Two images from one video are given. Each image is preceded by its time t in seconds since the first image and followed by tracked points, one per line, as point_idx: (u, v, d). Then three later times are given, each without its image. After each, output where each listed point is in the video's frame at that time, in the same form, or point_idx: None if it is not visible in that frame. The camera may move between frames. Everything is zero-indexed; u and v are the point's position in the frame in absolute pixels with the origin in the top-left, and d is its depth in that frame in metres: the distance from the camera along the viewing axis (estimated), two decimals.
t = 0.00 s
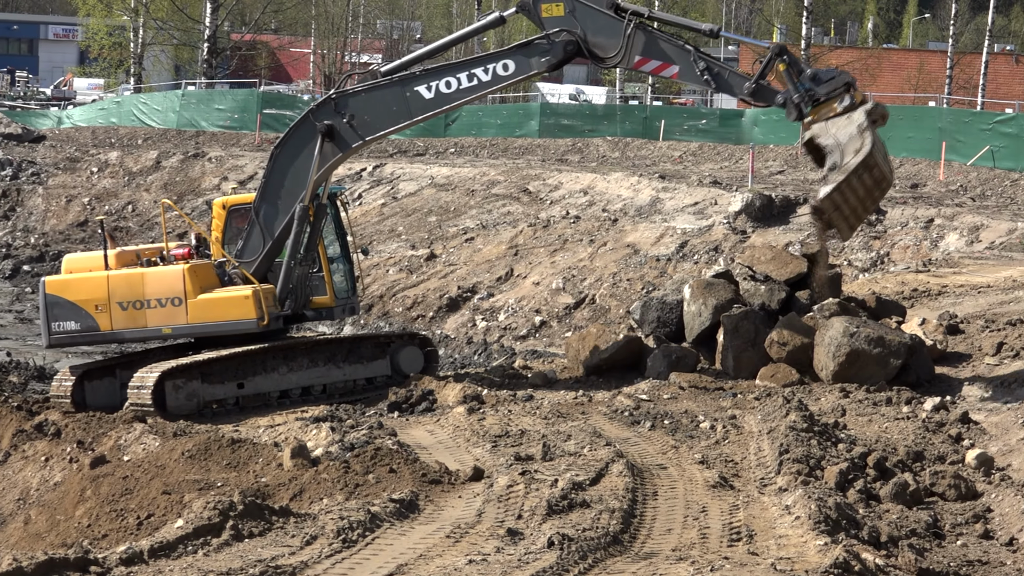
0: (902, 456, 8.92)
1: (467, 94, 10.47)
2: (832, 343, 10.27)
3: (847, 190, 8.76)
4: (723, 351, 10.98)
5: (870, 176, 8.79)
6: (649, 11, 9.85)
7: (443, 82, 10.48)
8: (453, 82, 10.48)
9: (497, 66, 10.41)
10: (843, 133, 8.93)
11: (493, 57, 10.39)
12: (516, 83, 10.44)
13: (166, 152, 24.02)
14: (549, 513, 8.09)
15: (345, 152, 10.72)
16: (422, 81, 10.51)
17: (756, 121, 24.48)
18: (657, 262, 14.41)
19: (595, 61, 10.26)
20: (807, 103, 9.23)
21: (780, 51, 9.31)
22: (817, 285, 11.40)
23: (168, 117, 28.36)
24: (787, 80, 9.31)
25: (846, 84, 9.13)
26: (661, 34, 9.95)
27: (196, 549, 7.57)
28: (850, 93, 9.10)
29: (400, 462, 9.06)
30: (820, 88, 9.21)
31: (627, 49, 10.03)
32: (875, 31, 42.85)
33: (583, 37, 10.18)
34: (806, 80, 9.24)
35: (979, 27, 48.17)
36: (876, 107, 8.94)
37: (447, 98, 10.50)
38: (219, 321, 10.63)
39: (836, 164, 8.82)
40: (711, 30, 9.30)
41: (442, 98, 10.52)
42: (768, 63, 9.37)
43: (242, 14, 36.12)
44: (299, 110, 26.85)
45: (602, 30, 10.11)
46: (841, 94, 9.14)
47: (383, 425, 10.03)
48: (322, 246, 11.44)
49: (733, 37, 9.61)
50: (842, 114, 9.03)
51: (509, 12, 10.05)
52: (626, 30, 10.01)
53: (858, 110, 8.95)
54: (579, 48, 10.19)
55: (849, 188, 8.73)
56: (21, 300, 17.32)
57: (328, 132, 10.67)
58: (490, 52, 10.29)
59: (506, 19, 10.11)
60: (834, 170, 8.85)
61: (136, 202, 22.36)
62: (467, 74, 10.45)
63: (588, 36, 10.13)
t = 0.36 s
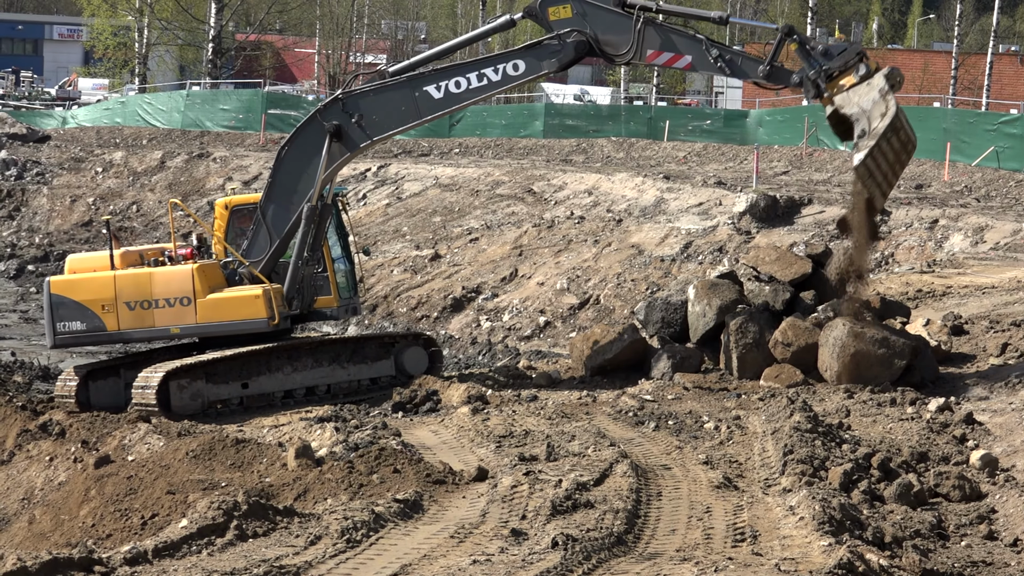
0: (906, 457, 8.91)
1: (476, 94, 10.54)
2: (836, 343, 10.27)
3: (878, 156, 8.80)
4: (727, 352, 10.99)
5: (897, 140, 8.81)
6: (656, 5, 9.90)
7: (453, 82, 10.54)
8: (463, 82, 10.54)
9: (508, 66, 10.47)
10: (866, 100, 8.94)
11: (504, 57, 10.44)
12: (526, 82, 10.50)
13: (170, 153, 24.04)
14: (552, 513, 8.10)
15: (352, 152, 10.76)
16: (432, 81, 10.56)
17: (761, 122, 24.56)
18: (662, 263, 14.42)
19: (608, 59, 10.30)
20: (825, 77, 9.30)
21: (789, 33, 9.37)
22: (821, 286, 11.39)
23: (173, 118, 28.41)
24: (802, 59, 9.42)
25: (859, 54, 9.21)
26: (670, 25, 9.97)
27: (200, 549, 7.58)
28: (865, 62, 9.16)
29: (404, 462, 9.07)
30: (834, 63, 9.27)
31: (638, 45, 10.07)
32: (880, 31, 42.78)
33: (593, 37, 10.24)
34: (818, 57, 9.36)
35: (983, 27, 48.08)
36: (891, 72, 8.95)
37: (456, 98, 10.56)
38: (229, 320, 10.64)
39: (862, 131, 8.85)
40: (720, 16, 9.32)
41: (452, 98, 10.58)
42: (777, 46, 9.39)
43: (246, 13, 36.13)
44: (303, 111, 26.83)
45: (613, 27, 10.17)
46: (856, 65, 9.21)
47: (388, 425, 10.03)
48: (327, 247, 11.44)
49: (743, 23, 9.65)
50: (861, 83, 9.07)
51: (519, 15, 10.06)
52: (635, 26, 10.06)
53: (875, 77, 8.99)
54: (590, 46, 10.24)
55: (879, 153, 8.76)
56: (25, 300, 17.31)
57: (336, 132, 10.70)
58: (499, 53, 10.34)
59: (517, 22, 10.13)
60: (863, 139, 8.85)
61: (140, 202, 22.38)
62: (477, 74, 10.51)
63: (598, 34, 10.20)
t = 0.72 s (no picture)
0: (905, 457, 8.91)
1: (477, 93, 10.55)
2: (835, 343, 10.26)
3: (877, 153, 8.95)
4: (726, 352, 10.98)
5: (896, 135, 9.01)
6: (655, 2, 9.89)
7: (453, 81, 10.54)
8: (463, 81, 10.55)
9: (508, 65, 10.48)
10: (868, 96, 9.08)
11: (504, 56, 10.45)
12: (526, 81, 10.51)
13: (169, 152, 24.04)
14: (551, 513, 8.10)
15: (352, 151, 10.76)
16: (432, 80, 10.57)
17: (760, 122, 24.57)
18: (661, 263, 14.41)
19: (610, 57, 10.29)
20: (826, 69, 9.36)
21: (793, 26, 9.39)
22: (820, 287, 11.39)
23: (172, 117, 28.39)
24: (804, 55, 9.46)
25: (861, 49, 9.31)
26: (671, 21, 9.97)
27: (199, 548, 7.58)
28: (866, 58, 9.28)
29: (403, 462, 9.07)
30: (836, 58, 9.35)
31: (638, 42, 10.06)
32: (879, 32, 42.77)
33: (594, 35, 10.22)
34: (822, 51, 9.37)
35: (983, 28, 48.07)
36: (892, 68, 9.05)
37: (457, 97, 10.58)
38: (230, 319, 10.65)
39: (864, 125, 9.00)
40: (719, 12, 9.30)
41: (452, 96, 10.59)
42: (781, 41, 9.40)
43: (246, 13, 36.10)
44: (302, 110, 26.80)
45: (613, 25, 10.16)
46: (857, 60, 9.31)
47: (387, 425, 10.03)
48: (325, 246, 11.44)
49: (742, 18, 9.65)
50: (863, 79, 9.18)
51: (520, 15, 10.03)
52: (635, 23, 10.06)
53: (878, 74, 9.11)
54: (591, 45, 10.24)
55: (878, 150, 8.94)
56: (24, 299, 17.29)
57: (336, 132, 10.69)
58: (501, 52, 10.35)
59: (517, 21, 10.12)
60: (863, 135, 8.99)
61: (139, 202, 22.37)
62: (478, 73, 10.52)
63: (599, 32, 10.19)
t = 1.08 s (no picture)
0: (901, 457, 8.93)
1: (474, 93, 10.52)
2: (832, 344, 10.25)
3: (851, 180, 8.88)
4: (723, 352, 10.97)
5: (874, 167, 8.85)
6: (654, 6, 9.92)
7: (450, 82, 10.52)
8: (461, 82, 10.53)
9: (506, 66, 10.46)
10: (855, 121, 9.12)
11: (501, 57, 10.44)
12: (524, 82, 10.50)
13: (166, 151, 24.03)
14: (547, 513, 8.10)
15: (349, 151, 10.76)
16: (429, 81, 10.55)
17: (757, 122, 24.59)
18: (658, 263, 14.39)
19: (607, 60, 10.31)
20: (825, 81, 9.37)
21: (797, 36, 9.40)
22: (818, 287, 11.39)
23: (169, 116, 28.36)
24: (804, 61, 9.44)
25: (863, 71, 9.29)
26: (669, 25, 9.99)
27: (195, 548, 7.58)
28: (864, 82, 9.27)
29: (399, 461, 9.08)
30: (834, 73, 9.35)
31: (635, 45, 10.09)
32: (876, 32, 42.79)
33: (592, 37, 10.24)
34: (824, 63, 9.36)
35: (980, 28, 48.11)
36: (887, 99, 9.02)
37: (453, 98, 10.55)
38: (226, 319, 10.65)
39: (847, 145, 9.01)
40: (717, 19, 9.31)
41: (449, 97, 10.58)
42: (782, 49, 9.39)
43: (244, 13, 36.07)
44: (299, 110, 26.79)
45: (612, 28, 10.17)
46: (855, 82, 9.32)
47: (383, 424, 10.02)
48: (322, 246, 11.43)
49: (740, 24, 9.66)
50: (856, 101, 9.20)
51: (517, 16, 10.03)
52: (633, 26, 10.09)
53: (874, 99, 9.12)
54: (589, 47, 10.25)
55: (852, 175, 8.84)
56: (20, 298, 17.27)
57: (333, 131, 10.69)
58: (498, 53, 10.33)
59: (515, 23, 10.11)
60: (841, 156, 8.98)
61: (135, 201, 22.36)
62: (475, 74, 10.50)
63: (596, 35, 10.20)
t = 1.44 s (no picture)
0: (902, 458, 8.93)
1: (469, 92, 10.49)
2: (832, 344, 10.23)
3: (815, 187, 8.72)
4: (723, 352, 10.96)
5: (840, 182, 8.69)
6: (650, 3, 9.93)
7: (445, 81, 10.49)
8: (456, 81, 10.50)
9: (501, 64, 10.42)
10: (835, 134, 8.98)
11: (496, 56, 10.40)
12: (519, 81, 10.48)
13: (166, 152, 24.03)
14: (548, 513, 8.11)
15: (346, 151, 10.74)
16: (424, 80, 10.53)
17: (757, 123, 24.58)
18: (658, 263, 14.39)
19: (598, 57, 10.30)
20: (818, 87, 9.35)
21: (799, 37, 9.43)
22: (818, 288, 11.37)
23: (169, 117, 28.35)
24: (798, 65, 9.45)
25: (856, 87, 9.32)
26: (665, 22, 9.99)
27: (195, 549, 7.58)
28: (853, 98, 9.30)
29: (399, 462, 9.09)
30: (830, 78, 9.35)
31: (629, 42, 10.09)
32: (876, 32, 42.77)
33: (585, 35, 10.24)
34: (821, 66, 9.33)
35: (980, 28, 48.12)
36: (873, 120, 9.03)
37: (449, 97, 10.53)
38: (222, 319, 10.64)
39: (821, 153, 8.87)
40: (712, 18, 9.30)
41: (444, 96, 10.55)
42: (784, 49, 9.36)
43: (244, 13, 36.07)
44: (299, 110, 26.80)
45: (605, 25, 10.16)
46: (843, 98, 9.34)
47: (383, 425, 10.00)
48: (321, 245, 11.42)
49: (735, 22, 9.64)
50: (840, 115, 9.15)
51: (513, 14, 10.04)
52: (627, 23, 10.09)
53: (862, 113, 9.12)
54: (583, 45, 10.25)
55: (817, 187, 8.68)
56: (20, 299, 17.25)
57: (329, 131, 10.68)
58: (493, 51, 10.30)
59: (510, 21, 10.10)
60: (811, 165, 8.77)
61: (136, 201, 22.36)
62: (469, 72, 10.46)
63: (590, 32, 10.19)
